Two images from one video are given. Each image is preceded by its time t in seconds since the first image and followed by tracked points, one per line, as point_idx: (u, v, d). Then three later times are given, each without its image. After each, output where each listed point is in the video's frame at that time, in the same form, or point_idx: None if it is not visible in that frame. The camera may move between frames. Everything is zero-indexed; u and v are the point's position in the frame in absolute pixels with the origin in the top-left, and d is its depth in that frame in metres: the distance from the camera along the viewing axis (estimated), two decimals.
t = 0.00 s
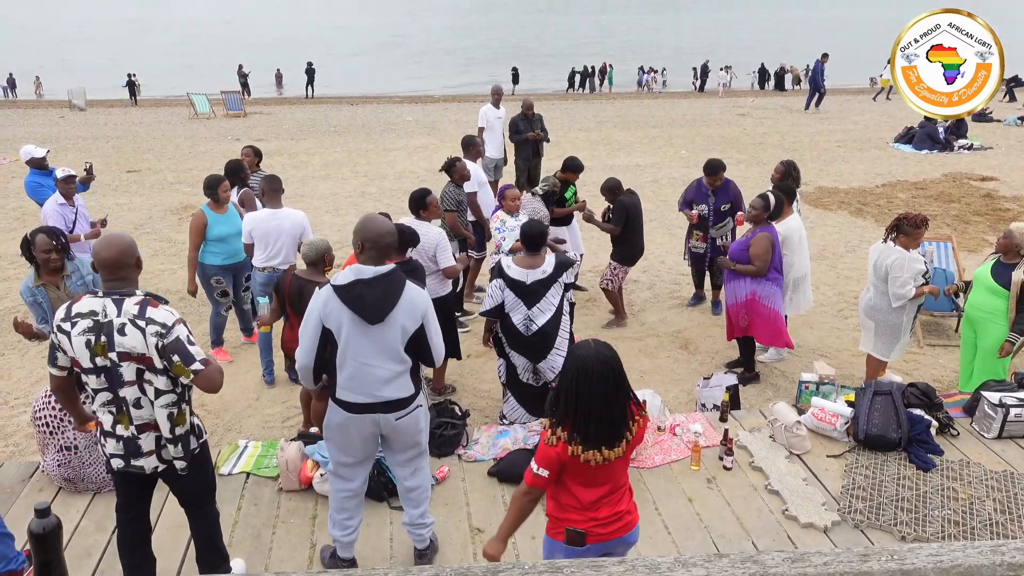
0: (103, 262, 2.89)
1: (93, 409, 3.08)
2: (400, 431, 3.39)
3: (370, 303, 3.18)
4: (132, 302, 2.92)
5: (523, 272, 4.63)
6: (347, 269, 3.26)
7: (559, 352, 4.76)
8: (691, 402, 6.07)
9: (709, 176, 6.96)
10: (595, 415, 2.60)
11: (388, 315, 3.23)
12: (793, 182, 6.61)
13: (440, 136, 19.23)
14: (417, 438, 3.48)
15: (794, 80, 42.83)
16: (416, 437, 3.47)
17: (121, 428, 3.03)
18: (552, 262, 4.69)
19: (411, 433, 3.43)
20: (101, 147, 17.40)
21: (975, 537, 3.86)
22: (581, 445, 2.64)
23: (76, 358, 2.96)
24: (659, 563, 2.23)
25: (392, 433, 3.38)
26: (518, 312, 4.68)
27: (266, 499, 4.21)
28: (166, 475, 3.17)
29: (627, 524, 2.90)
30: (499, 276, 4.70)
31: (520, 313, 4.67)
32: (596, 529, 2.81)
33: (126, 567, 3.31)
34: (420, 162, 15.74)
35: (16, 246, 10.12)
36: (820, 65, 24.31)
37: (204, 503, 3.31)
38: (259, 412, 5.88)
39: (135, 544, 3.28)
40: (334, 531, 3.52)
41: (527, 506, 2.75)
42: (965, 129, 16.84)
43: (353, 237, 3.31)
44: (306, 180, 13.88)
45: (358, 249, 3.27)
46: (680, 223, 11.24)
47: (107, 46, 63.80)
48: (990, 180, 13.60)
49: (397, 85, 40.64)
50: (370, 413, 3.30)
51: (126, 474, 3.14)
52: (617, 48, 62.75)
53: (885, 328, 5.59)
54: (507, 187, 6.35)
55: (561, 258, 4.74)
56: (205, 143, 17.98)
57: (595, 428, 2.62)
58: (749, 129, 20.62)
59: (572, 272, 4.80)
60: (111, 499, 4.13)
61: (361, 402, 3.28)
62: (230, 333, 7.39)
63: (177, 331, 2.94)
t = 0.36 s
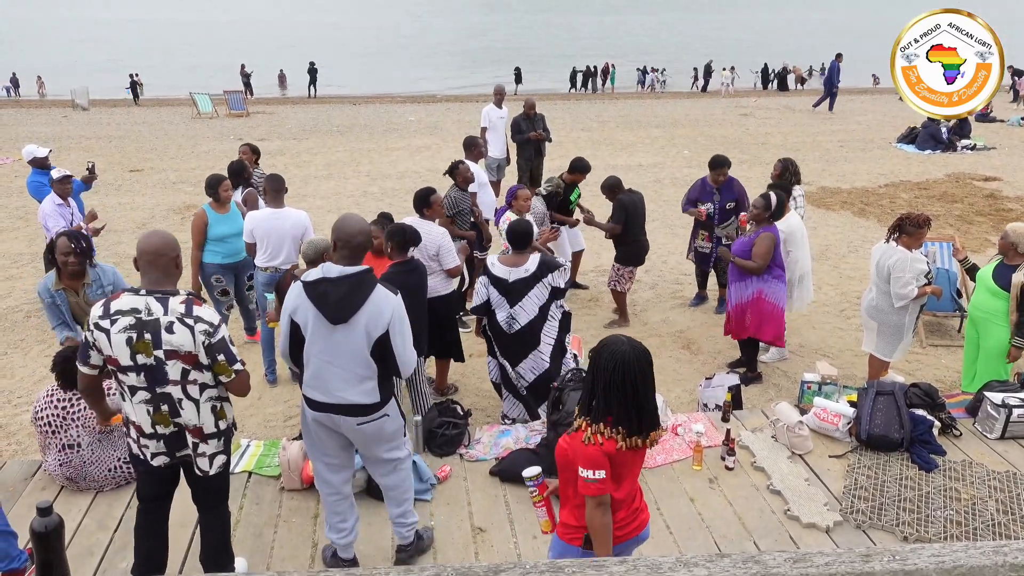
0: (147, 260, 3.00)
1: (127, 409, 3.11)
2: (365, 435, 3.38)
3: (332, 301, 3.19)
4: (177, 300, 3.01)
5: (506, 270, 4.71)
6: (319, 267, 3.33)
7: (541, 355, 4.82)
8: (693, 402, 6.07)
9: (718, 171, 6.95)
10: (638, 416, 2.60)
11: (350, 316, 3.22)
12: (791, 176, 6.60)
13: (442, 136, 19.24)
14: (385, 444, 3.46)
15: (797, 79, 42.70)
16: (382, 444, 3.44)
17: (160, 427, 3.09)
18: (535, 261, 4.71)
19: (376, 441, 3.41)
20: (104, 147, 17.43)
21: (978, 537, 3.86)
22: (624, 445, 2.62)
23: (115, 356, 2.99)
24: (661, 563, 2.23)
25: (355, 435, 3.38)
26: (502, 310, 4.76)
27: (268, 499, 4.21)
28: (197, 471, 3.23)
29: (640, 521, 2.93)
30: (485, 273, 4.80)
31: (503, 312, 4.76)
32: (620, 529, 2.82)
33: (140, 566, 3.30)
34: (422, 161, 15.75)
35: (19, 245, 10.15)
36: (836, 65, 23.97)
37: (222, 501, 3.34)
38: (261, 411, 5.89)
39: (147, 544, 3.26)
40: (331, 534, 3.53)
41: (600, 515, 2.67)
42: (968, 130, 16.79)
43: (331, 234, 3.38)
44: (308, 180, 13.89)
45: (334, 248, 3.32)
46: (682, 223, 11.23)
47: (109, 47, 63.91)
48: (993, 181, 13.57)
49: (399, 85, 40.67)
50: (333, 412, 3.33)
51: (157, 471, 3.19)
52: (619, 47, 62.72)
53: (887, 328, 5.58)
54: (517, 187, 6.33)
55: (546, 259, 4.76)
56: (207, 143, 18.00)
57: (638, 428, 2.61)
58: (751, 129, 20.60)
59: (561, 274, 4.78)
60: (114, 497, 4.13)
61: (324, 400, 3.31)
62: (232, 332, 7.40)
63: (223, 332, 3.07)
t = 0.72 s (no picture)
0: (167, 261, 3.03)
1: (145, 411, 3.08)
2: (366, 438, 3.38)
3: (324, 305, 3.18)
4: (201, 298, 3.04)
5: (500, 270, 4.72)
6: (309, 272, 3.31)
7: (535, 359, 4.81)
8: (693, 403, 6.07)
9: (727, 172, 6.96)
10: (609, 419, 2.60)
11: (344, 319, 3.21)
12: (802, 189, 6.62)
13: (443, 137, 19.26)
14: (385, 446, 3.46)
15: (796, 79, 42.68)
16: (383, 444, 3.44)
17: (184, 426, 3.09)
18: (529, 262, 4.72)
19: (377, 442, 3.41)
20: (105, 148, 17.45)
21: (978, 538, 3.85)
22: (592, 448, 2.62)
23: (139, 356, 2.97)
24: (661, 564, 2.22)
25: (356, 439, 3.38)
26: (497, 312, 4.76)
27: (268, 500, 4.21)
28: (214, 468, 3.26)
29: (619, 529, 2.90)
30: (478, 274, 4.80)
31: (499, 313, 4.76)
32: (588, 531, 2.82)
33: (148, 567, 3.29)
34: (423, 162, 15.76)
35: (19, 247, 10.15)
36: (845, 66, 23.76)
37: (230, 499, 3.38)
38: (262, 412, 5.89)
39: (153, 545, 3.28)
40: (331, 536, 3.53)
41: (558, 514, 2.70)
42: (969, 130, 16.79)
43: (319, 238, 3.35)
44: (308, 181, 13.89)
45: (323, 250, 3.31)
46: (683, 223, 11.23)
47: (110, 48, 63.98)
48: (994, 181, 13.57)
49: (399, 86, 40.69)
50: (333, 417, 3.32)
51: (176, 471, 3.18)
52: (619, 48, 62.73)
53: (888, 328, 5.57)
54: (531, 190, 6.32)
55: (539, 259, 4.77)
56: (208, 144, 18.02)
57: (607, 432, 2.61)
58: (752, 129, 20.60)
59: (555, 276, 4.80)
60: (114, 499, 4.13)
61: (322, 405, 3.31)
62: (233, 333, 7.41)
63: (246, 327, 3.14)
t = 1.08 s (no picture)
0: (167, 259, 3.06)
1: (148, 412, 3.04)
2: (387, 433, 3.37)
3: (352, 302, 3.18)
4: (204, 293, 3.11)
5: (505, 269, 4.69)
6: (324, 272, 3.28)
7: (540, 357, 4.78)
8: (693, 402, 6.07)
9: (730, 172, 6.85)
10: (540, 407, 2.64)
11: (371, 313, 3.23)
12: (798, 184, 6.62)
13: (443, 135, 19.26)
14: (403, 442, 3.46)
15: (796, 78, 42.68)
16: (403, 439, 3.45)
17: (191, 422, 3.10)
18: (532, 259, 4.75)
19: (399, 437, 3.41)
20: (105, 147, 17.44)
21: (977, 537, 3.85)
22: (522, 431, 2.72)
23: (147, 355, 2.96)
24: (660, 563, 2.22)
25: (375, 435, 3.35)
26: (503, 310, 4.69)
27: (267, 499, 4.21)
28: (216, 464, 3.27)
29: (587, 538, 2.82)
30: (482, 275, 4.74)
31: (504, 311, 4.70)
32: (543, 528, 2.83)
33: (146, 565, 3.27)
34: (423, 161, 15.76)
35: (19, 245, 10.15)
36: (861, 66, 23.73)
37: (230, 495, 3.38)
38: (261, 411, 5.89)
39: (151, 544, 3.25)
40: (333, 538, 3.54)
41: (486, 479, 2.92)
42: (969, 130, 16.78)
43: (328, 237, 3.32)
44: (308, 180, 13.89)
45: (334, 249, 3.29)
46: (682, 223, 11.23)
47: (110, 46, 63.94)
48: (994, 180, 13.57)
49: (399, 84, 40.66)
50: (357, 414, 3.29)
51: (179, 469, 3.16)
52: (619, 47, 62.70)
53: (886, 327, 5.58)
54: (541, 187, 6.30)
55: (542, 257, 4.81)
56: (207, 143, 18.00)
57: (538, 421, 2.65)
58: (751, 128, 20.60)
59: (558, 276, 4.80)
60: (113, 498, 4.13)
61: (347, 403, 3.27)
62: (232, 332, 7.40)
63: (248, 320, 3.23)
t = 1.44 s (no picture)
0: (164, 265, 3.07)
1: (147, 418, 3.06)
2: (425, 435, 3.41)
3: (391, 305, 3.23)
4: (203, 298, 3.12)
5: (527, 270, 4.68)
6: (358, 277, 3.32)
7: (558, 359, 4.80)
8: (696, 406, 6.07)
9: (731, 175, 6.91)
10: (523, 405, 2.74)
11: (409, 315, 3.28)
12: (797, 181, 6.63)
13: (446, 140, 19.30)
14: (436, 445, 3.49)
15: (799, 82, 42.72)
16: (438, 441, 3.49)
17: (188, 428, 3.10)
18: (553, 262, 4.73)
19: (435, 439, 3.46)
20: (109, 152, 17.51)
21: (982, 542, 3.84)
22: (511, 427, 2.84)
23: (147, 361, 2.98)
24: (663, 567, 2.23)
25: (416, 436, 3.40)
26: (524, 312, 4.70)
27: (271, 503, 4.21)
28: (216, 468, 3.27)
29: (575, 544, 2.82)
30: (503, 277, 4.73)
31: (526, 313, 4.69)
32: (534, 528, 2.89)
33: (148, 568, 3.29)
34: (426, 166, 15.80)
35: (24, 250, 10.19)
36: (877, 70, 23.64)
37: (231, 498, 3.40)
38: (265, 415, 5.90)
39: (153, 548, 3.27)
40: (345, 532, 3.53)
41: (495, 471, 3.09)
42: (972, 133, 16.77)
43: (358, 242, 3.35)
44: (312, 185, 13.93)
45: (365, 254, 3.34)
46: (685, 227, 11.24)
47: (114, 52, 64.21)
48: (998, 184, 13.56)
49: (402, 89, 40.74)
50: (396, 417, 3.32)
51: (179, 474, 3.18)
52: (622, 52, 62.79)
53: (890, 331, 5.57)
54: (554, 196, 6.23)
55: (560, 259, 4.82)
56: (211, 148, 18.06)
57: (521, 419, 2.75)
58: (754, 133, 20.63)
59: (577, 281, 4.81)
60: (117, 502, 4.15)
61: (386, 407, 3.30)
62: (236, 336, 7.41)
63: (247, 324, 3.23)
